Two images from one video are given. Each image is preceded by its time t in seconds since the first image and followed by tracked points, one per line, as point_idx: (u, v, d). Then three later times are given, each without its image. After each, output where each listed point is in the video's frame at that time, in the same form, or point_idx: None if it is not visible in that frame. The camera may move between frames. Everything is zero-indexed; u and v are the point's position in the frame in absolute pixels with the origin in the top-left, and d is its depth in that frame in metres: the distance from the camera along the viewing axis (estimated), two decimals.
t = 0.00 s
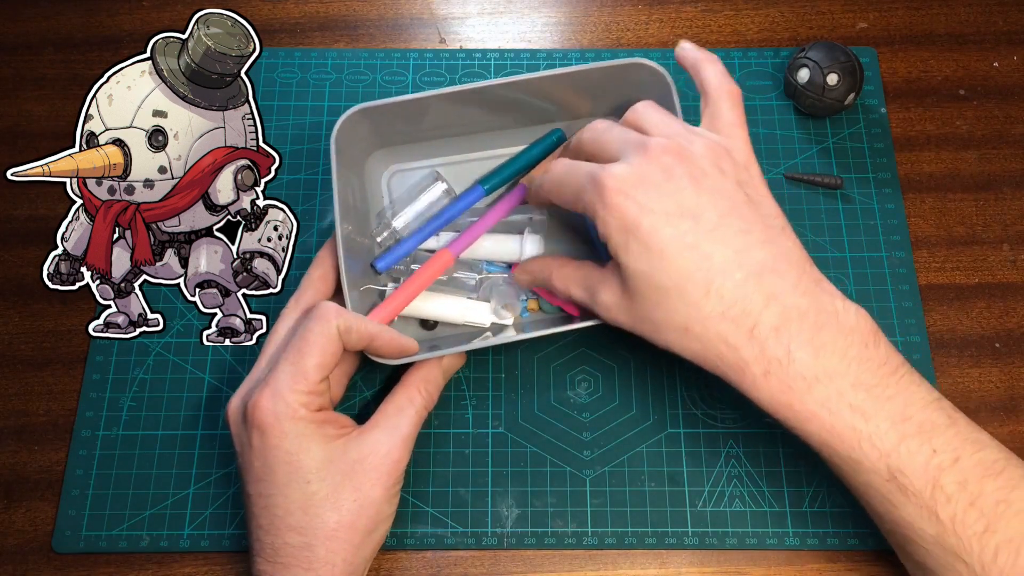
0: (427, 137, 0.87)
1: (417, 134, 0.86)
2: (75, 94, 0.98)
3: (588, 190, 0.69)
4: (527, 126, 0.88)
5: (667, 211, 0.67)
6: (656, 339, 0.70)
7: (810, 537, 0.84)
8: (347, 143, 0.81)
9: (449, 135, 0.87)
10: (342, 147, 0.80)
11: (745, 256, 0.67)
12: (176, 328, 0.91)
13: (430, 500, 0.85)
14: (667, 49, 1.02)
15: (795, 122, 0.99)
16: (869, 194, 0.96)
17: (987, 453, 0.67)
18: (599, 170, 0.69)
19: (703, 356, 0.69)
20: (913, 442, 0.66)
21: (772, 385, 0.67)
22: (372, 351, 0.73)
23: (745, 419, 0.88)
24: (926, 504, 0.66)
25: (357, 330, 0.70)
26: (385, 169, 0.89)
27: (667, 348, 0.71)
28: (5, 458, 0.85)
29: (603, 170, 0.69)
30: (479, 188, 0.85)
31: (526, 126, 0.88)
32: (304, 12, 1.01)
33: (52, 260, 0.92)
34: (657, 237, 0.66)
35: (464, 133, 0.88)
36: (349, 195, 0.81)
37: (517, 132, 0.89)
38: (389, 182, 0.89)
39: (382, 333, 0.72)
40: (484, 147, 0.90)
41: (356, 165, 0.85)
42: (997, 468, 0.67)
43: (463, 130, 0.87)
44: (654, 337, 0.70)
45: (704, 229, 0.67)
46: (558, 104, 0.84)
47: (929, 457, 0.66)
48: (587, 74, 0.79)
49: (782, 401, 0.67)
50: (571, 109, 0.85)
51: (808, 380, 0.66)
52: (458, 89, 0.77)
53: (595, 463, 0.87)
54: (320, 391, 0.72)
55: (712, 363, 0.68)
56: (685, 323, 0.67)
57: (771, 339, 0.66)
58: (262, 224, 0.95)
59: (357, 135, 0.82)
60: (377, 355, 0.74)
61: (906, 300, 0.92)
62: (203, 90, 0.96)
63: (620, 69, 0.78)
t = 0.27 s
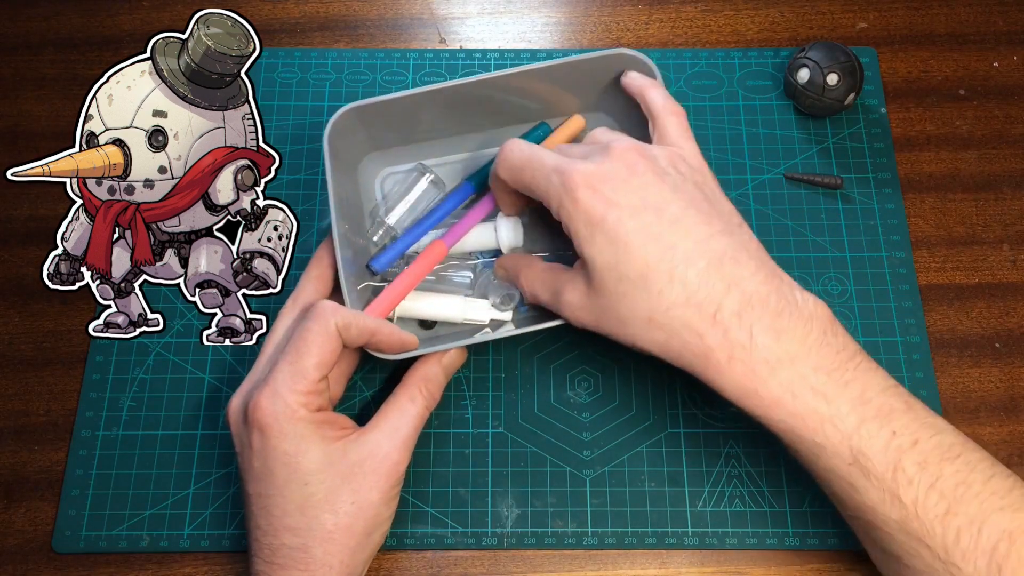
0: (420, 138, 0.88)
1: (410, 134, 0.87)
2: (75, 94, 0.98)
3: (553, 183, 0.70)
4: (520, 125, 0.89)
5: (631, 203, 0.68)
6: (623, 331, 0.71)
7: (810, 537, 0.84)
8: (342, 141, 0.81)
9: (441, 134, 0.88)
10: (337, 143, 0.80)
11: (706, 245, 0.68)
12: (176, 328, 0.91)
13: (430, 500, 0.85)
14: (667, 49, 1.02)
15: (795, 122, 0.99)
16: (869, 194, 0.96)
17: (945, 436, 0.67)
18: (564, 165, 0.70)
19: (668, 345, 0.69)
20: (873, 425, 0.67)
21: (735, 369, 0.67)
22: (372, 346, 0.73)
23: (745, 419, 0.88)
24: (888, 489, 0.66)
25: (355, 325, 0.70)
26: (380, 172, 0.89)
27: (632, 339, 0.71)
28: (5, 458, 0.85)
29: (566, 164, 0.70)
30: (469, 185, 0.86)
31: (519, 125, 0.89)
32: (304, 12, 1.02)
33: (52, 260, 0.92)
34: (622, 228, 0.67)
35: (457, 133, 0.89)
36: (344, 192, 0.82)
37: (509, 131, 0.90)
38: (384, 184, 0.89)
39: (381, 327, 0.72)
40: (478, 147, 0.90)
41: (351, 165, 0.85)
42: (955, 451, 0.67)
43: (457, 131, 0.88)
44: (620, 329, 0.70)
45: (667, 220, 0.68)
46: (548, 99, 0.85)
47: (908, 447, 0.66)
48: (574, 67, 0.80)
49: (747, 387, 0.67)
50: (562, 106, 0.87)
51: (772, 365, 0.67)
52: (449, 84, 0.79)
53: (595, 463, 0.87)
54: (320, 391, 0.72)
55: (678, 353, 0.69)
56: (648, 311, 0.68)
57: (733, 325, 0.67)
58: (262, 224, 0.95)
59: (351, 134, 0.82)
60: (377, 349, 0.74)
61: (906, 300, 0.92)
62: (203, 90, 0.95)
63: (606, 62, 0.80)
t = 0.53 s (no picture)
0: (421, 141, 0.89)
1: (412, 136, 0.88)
2: (75, 94, 0.98)
3: (550, 182, 0.70)
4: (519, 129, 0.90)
5: (627, 199, 0.69)
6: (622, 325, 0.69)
7: (810, 537, 0.84)
8: (343, 137, 0.82)
9: (441, 138, 0.89)
10: (338, 138, 0.81)
11: (701, 237, 0.69)
12: (176, 328, 0.91)
13: (430, 500, 0.85)
14: (666, 49, 1.02)
15: (795, 122, 0.99)
16: (869, 194, 0.96)
17: (940, 430, 0.67)
18: (559, 166, 0.71)
19: (668, 336, 0.68)
20: (874, 414, 0.67)
21: (737, 357, 0.66)
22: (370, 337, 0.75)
23: (745, 419, 0.88)
24: (890, 480, 0.65)
25: (352, 316, 0.72)
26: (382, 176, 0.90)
27: (632, 334, 0.69)
28: (5, 458, 0.85)
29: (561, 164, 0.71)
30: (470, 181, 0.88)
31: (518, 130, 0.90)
32: (304, 12, 1.02)
33: (52, 260, 0.92)
34: (619, 221, 0.68)
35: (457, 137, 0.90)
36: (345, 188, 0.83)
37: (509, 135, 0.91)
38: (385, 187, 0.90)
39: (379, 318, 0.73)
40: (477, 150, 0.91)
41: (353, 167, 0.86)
42: (951, 446, 0.67)
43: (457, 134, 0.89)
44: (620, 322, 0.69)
45: (662, 215, 0.69)
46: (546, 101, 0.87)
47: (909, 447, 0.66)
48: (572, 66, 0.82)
49: (749, 376, 0.66)
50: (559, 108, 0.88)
51: (773, 351, 0.66)
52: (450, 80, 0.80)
53: (594, 463, 0.87)
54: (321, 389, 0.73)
55: (676, 343, 0.67)
56: (647, 299, 0.67)
57: (733, 312, 0.66)
58: (262, 224, 0.95)
59: (352, 132, 0.83)
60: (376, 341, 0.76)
61: (906, 300, 0.92)
62: (203, 90, 0.93)
63: (601, 60, 0.82)
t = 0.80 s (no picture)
0: (424, 143, 0.89)
1: (415, 138, 0.88)
2: (75, 94, 0.98)
3: (535, 184, 0.70)
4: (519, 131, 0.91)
5: (612, 198, 0.68)
6: (611, 322, 0.69)
7: (810, 537, 0.84)
8: (346, 142, 0.82)
9: (447, 140, 0.90)
10: (341, 144, 0.81)
11: (688, 233, 0.68)
12: (176, 328, 0.91)
13: (430, 500, 0.85)
14: (667, 49, 1.02)
15: (795, 122, 0.99)
16: (869, 194, 0.96)
17: (929, 423, 0.67)
18: (544, 168, 0.70)
19: (658, 331, 0.67)
20: (863, 406, 0.67)
21: (725, 349, 0.66)
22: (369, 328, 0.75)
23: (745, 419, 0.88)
24: (878, 472, 0.66)
25: (351, 309, 0.72)
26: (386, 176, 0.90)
27: (621, 330, 0.69)
28: (5, 458, 0.85)
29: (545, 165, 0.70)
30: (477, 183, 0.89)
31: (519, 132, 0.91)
32: (304, 12, 1.02)
33: (52, 260, 0.92)
34: (604, 220, 0.67)
35: (459, 138, 0.90)
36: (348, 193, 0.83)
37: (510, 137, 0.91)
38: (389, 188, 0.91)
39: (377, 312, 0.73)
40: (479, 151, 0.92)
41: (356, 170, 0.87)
42: (939, 438, 0.67)
43: (460, 136, 0.89)
44: (609, 318, 0.69)
45: (648, 210, 0.69)
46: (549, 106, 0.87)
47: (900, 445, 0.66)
48: (578, 75, 0.82)
49: (739, 368, 0.66)
50: (561, 113, 0.89)
51: (762, 342, 0.66)
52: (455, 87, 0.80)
53: (594, 463, 0.87)
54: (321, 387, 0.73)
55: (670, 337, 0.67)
56: (636, 294, 0.67)
57: (722, 305, 0.66)
58: (262, 224, 0.95)
59: (357, 137, 0.83)
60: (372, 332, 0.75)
61: (906, 300, 0.92)
62: (203, 90, 0.94)
63: (608, 71, 0.82)
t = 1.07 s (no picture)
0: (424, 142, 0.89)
1: (415, 138, 0.88)
2: (75, 94, 0.98)
3: (511, 182, 0.69)
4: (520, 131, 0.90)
5: (586, 199, 0.68)
6: (584, 323, 0.69)
7: (810, 537, 0.84)
8: (347, 140, 0.82)
9: (447, 141, 0.90)
10: (342, 142, 0.81)
11: (662, 233, 0.68)
12: (176, 328, 0.91)
13: (430, 500, 0.85)
14: (667, 49, 1.02)
15: (795, 122, 0.99)
16: (869, 194, 0.96)
17: (905, 421, 0.66)
18: (522, 166, 0.70)
19: (630, 331, 0.67)
20: (836, 406, 0.66)
21: (698, 350, 0.65)
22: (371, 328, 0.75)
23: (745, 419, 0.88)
24: (852, 473, 0.65)
25: (352, 308, 0.72)
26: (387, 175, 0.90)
27: (594, 331, 0.69)
28: (5, 458, 0.85)
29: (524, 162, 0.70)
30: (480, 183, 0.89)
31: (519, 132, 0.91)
32: (304, 12, 1.02)
33: (52, 260, 0.92)
34: (576, 220, 0.67)
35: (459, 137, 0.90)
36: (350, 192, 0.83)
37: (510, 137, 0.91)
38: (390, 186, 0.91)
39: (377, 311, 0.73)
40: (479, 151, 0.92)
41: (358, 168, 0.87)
42: (916, 437, 0.66)
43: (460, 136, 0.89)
44: (581, 318, 0.69)
45: (621, 211, 0.68)
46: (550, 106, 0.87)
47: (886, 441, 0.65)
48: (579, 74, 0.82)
49: (710, 370, 0.65)
50: (561, 113, 0.89)
51: (734, 345, 0.65)
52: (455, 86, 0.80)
53: (594, 463, 0.87)
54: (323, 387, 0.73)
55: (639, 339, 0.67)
56: (606, 296, 0.66)
57: (691, 306, 0.66)
58: (262, 223, 0.95)
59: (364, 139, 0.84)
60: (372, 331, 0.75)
61: (906, 300, 0.92)
62: (203, 90, 0.94)
63: (609, 69, 0.82)
